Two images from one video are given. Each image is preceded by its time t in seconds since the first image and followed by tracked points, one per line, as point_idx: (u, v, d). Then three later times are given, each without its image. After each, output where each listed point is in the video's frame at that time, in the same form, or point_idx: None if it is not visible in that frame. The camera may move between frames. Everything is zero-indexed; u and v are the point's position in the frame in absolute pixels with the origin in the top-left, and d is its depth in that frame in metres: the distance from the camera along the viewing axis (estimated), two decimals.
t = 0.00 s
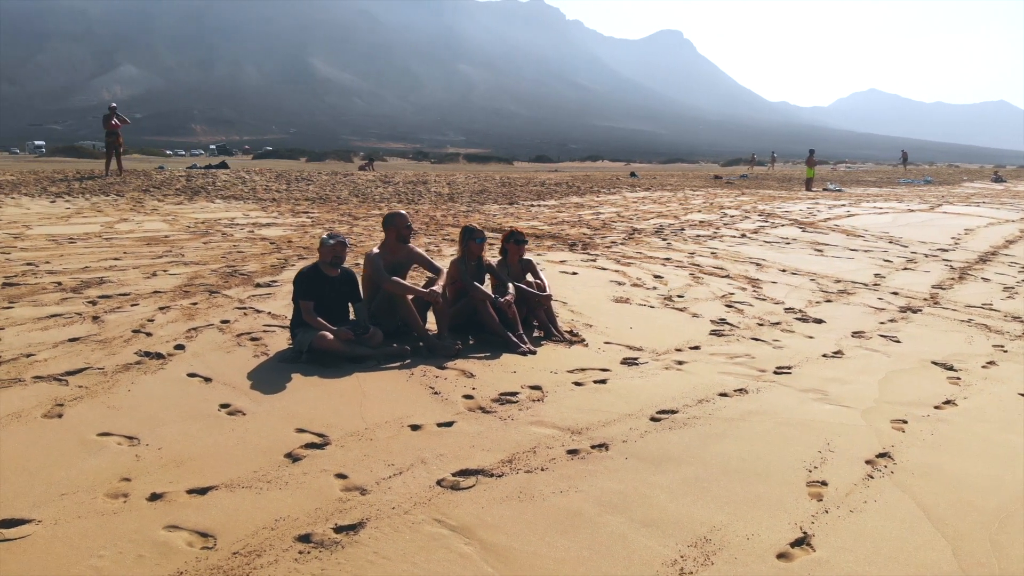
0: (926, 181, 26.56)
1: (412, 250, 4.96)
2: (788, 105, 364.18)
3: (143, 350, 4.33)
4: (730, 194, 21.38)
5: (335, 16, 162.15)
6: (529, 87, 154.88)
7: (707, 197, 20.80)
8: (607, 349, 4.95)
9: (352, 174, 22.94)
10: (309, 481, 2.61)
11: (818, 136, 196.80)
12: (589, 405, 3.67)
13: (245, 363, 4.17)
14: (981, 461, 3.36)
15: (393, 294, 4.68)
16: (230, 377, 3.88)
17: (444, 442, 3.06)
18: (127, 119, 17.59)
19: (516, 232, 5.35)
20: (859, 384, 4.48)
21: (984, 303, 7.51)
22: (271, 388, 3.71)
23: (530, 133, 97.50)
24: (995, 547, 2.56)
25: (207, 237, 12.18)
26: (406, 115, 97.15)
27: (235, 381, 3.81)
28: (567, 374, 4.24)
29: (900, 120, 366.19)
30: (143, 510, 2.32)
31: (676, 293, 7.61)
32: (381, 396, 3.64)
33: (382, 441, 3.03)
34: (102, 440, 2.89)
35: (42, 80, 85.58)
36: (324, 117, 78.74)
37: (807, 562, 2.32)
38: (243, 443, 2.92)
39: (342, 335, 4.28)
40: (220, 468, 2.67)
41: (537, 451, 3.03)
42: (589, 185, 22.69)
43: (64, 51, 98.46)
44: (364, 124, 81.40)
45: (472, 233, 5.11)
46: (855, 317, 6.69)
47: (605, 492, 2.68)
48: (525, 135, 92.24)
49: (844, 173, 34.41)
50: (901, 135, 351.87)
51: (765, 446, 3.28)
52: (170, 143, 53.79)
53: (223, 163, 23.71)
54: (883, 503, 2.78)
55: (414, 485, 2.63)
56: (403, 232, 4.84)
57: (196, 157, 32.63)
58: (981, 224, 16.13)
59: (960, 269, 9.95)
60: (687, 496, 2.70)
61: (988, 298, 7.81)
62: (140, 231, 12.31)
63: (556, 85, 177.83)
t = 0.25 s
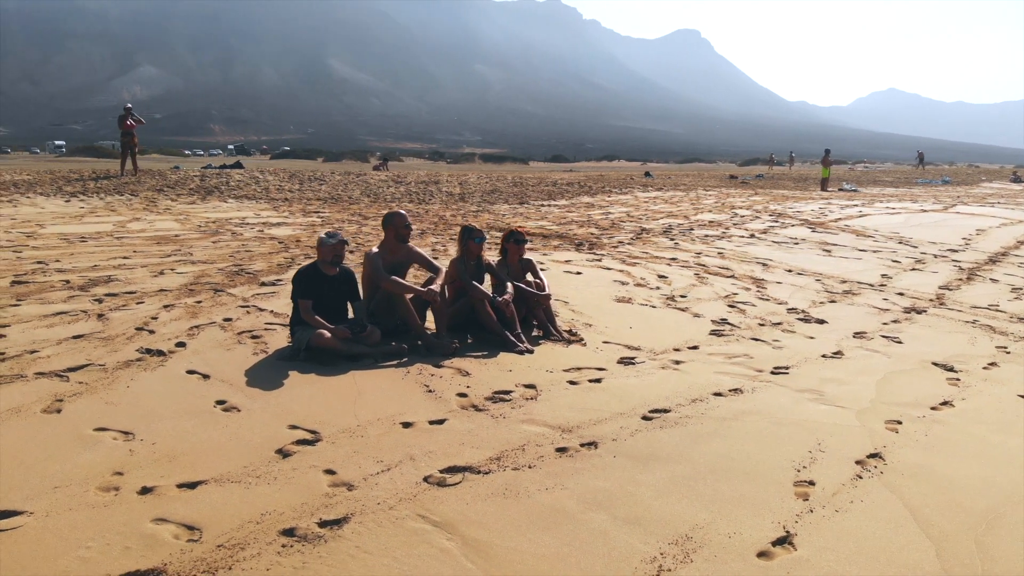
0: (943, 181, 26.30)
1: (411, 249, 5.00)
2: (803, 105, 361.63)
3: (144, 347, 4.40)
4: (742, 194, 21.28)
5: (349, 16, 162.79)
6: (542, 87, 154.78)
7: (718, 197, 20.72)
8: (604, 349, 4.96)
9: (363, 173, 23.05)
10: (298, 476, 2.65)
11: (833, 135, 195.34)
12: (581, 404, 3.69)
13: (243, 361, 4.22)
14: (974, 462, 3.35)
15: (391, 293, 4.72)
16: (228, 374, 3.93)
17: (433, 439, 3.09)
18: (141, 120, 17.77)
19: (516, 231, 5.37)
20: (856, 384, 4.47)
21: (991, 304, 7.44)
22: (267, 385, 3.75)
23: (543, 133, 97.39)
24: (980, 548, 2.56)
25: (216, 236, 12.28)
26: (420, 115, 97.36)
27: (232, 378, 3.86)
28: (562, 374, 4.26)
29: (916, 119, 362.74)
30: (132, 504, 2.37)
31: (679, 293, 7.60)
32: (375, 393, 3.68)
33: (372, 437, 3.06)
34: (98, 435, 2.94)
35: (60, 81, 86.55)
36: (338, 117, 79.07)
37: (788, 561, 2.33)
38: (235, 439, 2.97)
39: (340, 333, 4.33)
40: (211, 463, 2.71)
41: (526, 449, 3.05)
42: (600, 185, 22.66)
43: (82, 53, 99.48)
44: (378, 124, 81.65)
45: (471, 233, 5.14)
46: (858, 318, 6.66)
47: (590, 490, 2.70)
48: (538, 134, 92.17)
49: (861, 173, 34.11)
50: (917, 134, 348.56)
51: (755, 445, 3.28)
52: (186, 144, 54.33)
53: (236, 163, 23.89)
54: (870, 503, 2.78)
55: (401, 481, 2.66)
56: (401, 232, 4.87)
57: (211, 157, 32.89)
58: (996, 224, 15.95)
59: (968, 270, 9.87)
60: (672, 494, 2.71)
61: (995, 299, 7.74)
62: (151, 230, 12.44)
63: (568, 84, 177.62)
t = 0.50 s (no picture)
0: (964, 181, 26.00)
1: (409, 249, 5.03)
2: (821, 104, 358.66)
3: (146, 344, 4.47)
4: (757, 194, 21.16)
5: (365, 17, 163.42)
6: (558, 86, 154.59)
7: (731, 196, 20.62)
8: (601, 348, 4.97)
9: (376, 173, 23.16)
10: (285, 471, 2.70)
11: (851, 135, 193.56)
12: (572, 402, 3.71)
13: (242, 358, 4.28)
14: (964, 464, 3.34)
15: (389, 292, 4.76)
16: (226, 371, 3.99)
17: (421, 436, 3.13)
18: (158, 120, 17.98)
19: (515, 231, 5.39)
20: (852, 385, 4.46)
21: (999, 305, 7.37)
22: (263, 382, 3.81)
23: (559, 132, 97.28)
24: (962, 550, 2.55)
25: (227, 235, 12.40)
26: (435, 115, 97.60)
27: (229, 374, 3.92)
28: (556, 372, 4.28)
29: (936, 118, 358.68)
30: (122, 496, 2.43)
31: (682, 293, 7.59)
32: (369, 390, 3.73)
33: (361, 434, 3.11)
34: (94, 429, 3.01)
35: (80, 82, 87.61)
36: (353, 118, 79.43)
37: (765, 559, 2.34)
38: (226, 434, 3.02)
39: (338, 331, 4.38)
40: (202, 457, 2.77)
41: (513, 446, 3.08)
42: (613, 185, 22.62)
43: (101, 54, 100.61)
44: (393, 124, 81.92)
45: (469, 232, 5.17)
46: (861, 318, 6.62)
47: (573, 487, 2.72)
48: (553, 134, 92.07)
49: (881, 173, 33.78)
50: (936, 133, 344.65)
51: (743, 444, 3.29)
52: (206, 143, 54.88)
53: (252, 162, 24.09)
54: (854, 503, 2.79)
55: (387, 477, 2.70)
56: (398, 231, 4.92)
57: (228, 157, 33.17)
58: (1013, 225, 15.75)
59: (977, 271, 9.77)
60: (655, 492, 2.73)
61: (1004, 300, 7.66)
62: (164, 229, 12.59)
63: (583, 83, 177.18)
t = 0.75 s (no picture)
0: (983, 181, 25.71)
1: (407, 248, 5.07)
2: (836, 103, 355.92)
3: (147, 341, 4.53)
4: (770, 194, 21.04)
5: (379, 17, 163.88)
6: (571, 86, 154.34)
7: (744, 196, 20.52)
8: (599, 347, 4.99)
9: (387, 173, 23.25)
10: (274, 466, 2.73)
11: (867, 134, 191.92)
12: (565, 400, 3.73)
13: (241, 355, 4.34)
14: (956, 465, 3.33)
15: (388, 291, 4.80)
16: (224, 368, 4.04)
17: (411, 433, 3.16)
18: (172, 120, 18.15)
19: (515, 230, 5.41)
20: (849, 385, 4.45)
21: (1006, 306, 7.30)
22: (259, 379, 3.85)
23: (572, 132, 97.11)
24: (946, 550, 2.55)
25: (237, 234, 12.51)
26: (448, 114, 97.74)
27: (226, 371, 3.97)
28: (551, 371, 4.30)
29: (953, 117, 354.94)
30: (113, 489, 2.48)
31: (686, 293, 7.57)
32: (363, 387, 3.76)
33: (351, 430, 3.14)
34: (91, 424, 3.06)
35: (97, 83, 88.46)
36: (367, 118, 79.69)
37: (745, 557, 2.35)
38: (219, 430, 3.06)
39: (336, 329, 4.42)
40: (193, 452, 2.81)
41: (502, 443, 3.11)
42: (625, 185, 22.56)
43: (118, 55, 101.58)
44: (406, 124, 82.12)
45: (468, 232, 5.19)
46: (864, 319, 6.59)
47: (557, 484, 2.74)
48: (567, 134, 91.95)
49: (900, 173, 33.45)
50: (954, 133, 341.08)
51: (733, 443, 3.30)
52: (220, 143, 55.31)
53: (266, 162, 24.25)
54: (840, 503, 2.79)
55: (374, 473, 2.73)
56: (396, 231, 4.95)
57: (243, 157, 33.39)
58: None
59: (985, 271, 9.68)
60: (639, 490, 2.75)
61: (1012, 301, 7.59)
62: (175, 228, 12.71)
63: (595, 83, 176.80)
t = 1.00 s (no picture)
0: (1005, 181, 25.35)
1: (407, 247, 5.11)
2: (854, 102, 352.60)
3: (149, 338, 4.61)
4: (785, 194, 20.89)
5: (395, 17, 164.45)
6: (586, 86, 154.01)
7: (758, 196, 20.39)
8: (596, 346, 5.00)
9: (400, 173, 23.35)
10: (262, 461, 2.78)
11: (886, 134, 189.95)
12: (557, 399, 3.75)
13: (240, 352, 4.40)
14: (946, 465, 3.32)
15: (386, 289, 4.84)
16: (222, 364, 4.11)
17: (400, 430, 3.20)
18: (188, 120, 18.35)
19: (515, 230, 5.44)
20: (846, 386, 4.43)
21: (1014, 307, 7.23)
22: (256, 375, 3.91)
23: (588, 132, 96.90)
24: (927, 551, 2.55)
25: (248, 233, 12.63)
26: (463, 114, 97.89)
27: (225, 368, 4.03)
28: (546, 370, 4.33)
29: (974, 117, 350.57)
30: (104, 481, 2.54)
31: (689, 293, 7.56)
32: (358, 385, 3.81)
33: (341, 427, 3.19)
34: (88, 418, 3.13)
35: (117, 84, 89.50)
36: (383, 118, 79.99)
37: (722, 555, 2.37)
38: (211, 425, 3.12)
39: (334, 327, 4.47)
40: (185, 447, 2.87)
41: (489, 441, 3.14)
42: (638, 184, 22.49)
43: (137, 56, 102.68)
44: (421, 124, 82.33)
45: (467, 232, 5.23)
46: (868, 319, 6.55)
47: (541, 481, 2.77)
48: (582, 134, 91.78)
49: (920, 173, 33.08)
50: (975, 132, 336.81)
51: (722, 442, 3.31)
52: (238, 143, 55.80)
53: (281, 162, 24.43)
54: (823, 502, 2.79)
55: (360, 468, 2.77)
56: (396, 230, 5.00)
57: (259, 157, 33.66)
58: None
59: (994, 272, 9.59)
60: (622, 487, 2.77)
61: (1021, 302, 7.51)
62: (188, 228, 12.85)
63: (610, 82, 176.30)
